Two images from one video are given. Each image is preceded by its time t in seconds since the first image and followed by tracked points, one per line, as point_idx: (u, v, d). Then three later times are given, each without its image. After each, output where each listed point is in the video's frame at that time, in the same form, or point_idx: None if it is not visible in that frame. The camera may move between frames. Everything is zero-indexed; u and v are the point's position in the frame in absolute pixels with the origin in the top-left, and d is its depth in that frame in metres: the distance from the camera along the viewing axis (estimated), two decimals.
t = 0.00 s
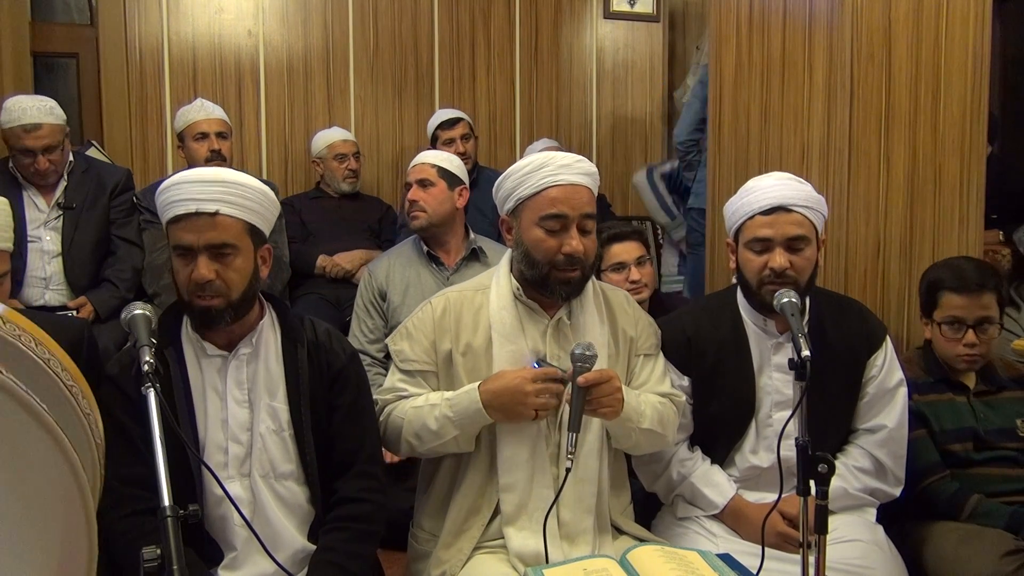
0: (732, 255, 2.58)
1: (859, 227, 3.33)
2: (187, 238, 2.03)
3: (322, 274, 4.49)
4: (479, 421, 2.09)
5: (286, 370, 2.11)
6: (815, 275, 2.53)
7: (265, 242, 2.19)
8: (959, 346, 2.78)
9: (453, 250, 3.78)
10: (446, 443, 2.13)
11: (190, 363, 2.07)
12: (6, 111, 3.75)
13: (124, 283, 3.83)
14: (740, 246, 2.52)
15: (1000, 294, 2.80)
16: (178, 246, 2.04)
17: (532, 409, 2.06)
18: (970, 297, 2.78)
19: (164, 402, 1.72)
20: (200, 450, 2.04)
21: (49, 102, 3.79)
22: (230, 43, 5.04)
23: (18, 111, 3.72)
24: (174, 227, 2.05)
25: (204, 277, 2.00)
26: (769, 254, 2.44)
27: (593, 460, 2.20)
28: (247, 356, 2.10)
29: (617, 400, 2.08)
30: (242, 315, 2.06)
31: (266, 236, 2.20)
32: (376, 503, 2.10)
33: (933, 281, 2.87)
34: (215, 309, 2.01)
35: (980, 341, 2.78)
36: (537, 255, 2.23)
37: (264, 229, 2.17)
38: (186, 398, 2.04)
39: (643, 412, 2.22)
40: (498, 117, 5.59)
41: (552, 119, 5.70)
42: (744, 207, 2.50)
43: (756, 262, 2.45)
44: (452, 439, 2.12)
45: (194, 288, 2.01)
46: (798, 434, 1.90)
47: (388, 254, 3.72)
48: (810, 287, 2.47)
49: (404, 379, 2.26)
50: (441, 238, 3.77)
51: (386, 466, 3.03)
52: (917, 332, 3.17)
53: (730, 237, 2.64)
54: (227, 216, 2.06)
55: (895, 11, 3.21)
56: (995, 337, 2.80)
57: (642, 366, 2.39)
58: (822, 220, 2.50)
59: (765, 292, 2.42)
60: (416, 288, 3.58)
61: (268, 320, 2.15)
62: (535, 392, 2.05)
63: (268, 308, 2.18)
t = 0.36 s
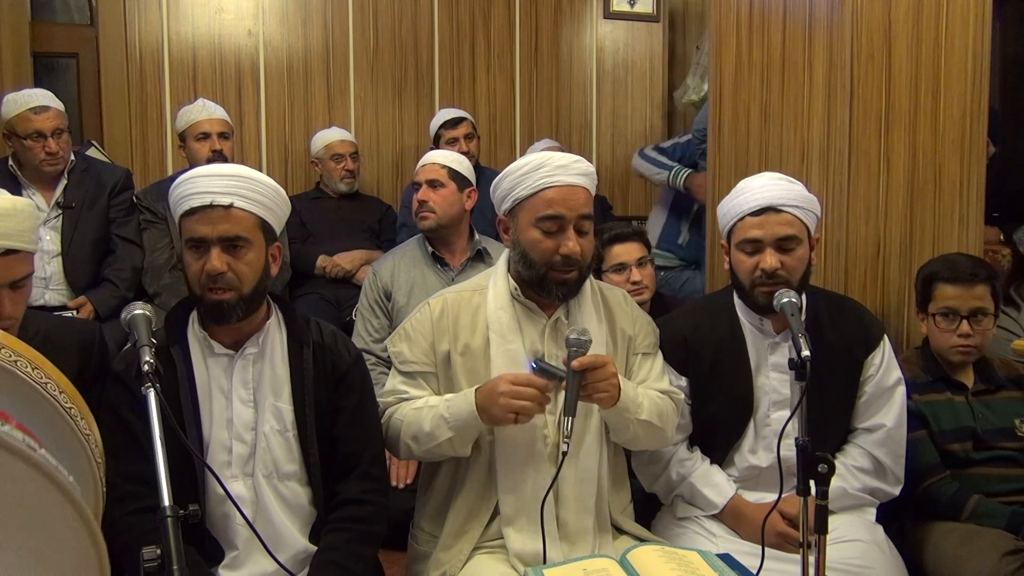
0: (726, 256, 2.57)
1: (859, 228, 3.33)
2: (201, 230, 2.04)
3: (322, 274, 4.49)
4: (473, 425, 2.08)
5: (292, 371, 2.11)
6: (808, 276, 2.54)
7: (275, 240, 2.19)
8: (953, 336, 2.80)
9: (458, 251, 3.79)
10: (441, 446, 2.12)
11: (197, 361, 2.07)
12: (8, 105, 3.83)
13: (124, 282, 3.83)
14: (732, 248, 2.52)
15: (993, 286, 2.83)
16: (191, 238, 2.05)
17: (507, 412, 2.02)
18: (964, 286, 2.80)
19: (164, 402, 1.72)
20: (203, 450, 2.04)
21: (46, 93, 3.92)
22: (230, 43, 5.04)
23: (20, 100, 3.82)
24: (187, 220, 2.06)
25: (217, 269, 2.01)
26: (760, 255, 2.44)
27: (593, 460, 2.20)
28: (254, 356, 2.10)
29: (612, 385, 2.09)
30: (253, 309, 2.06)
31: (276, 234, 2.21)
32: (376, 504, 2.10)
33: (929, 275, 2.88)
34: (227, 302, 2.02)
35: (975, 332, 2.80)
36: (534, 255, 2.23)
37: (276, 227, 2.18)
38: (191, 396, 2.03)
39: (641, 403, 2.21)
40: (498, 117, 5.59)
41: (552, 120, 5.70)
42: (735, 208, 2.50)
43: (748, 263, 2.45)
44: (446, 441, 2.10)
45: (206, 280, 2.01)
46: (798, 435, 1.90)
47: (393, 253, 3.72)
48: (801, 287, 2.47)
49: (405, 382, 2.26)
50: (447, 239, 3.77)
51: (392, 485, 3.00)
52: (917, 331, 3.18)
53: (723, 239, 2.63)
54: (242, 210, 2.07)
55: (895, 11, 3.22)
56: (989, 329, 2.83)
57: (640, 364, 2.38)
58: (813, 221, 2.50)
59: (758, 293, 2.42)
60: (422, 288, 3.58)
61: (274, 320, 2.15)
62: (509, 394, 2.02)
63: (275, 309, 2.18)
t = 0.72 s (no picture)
0: (720, 258, 2.58)
1: (859, 228, 3.32)
2: (208, 227, 2.04)
3: (322, 275, 4.49)
4: (491, 436, 2.07)
5: (295, 372, 2.11)
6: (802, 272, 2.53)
7: (280, 239, 2.20)
8: (954, 331, 2.81)
9: (455, 251, 3.78)
10: (455, 452, 2.12)
11: (200, 361, 2.07)
12: (13, 107, 3.83)
13: (123, 282, 3.83)
14: (726, 249, 2.52)
15: (993, 283, 2.85)
16: (198, 236, 2.05)
17: (526, 421, 2.00)
18: (965, 280, 2.82)
19: (164, 402, 1.72)
20: (206, 450, 2.04)
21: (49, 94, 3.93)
22: (230, 43, 5.04)
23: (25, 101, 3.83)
24: (194, 217, 2.06)
25: (224, 266, 2.01)
26: (753, 258, 2.45)
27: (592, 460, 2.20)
28: (258, 356, 2.10)
29: (599, 384, 2.09)
30: (258, 308, 2.06)
31: (283, 234, 2.22)
32: (377, 504, 2.10)
33: (930, 271, 2.91)
34: (233, 300, 2.02)
35: (975, 327, 2.81)
36: (530, 255, 2.23)
37: (281, 226, 2.19)
38: (194, 395, 2.03)
39: (636, 403, 2.21)
40: (498, 117, 5.60)
41: (553, 119, 5.70)
42: (726, 211, 2.50)
43: (741, 266, 2.45)
44: (462, 449, 2.11)
45: (213, 277, 2.01)
46: (798, 435, 1.90)
47: (389, 255, 3.73)
48: (796, 286, 2.47)
49: (415, 383, 2.25)
50: (444, 239, 3.76)
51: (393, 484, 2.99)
52: (917, 329, 3.19)
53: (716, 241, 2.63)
54: (249, 207, 2.07)
55: (895, 11, 3.24)
56: (989, 325, 2.83)
57: (639, 362, 2.39)
58: (805, 220, 2.49)
59: (752, 296, 2.42)
60: (419, 288, 3.59)
61: (278, 320, 2.15)
62: (529, 403, 2.00)
63: (278, 309, 2.18)
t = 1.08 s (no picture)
0: (720, 259, 2.57)
1: (858, 228, 3.31)
2: (213, 229, 2.04)
3: (322, 274, 4.49)
4: (488, 435, 2.07)
5: (297, 373, 2.11)
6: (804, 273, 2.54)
7: (285, 240, 2.20)
8: (956, 330, 2.81)
9: (452, 251, 3.76)
10: (452, 452, 2.11)
11: (202, 361, 2.07)
12: (18, 109, 3.81)
13: (123, 282, 3.84)
14: (727, 250, 2.52)
15: (994, 282, 2.85)
16: (203, 237, 2.05)
17: (521, 419, 1.98)
18: (966, 280, 2.83)
19: (164, 402, 1.73)
20: (207, 450, 2.04)
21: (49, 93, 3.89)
22: (230, 43, 5.04)
23: (26, 103, 3.80)
24: (199, 218, 2.06)
25: (229, 267, 2.01)
26: (755, 258, 2.44)
27: (592, 461, 2.20)
28: (259, 357, 2.10)
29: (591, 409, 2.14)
30: (262, 308, 2.06)
31: (286, 234, 2.22)
32: (377, 505, 2.10)
33: (932, 270, 2.92)
34: (237, 300, 2.02)
35: (977, 326, 2.81)
36: (523, 260, 2.24)
37: (286, 227, 2.19)
38: (195, 395, 2.03)
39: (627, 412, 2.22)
40: (498, 117, 5.60)
41: (552, 119, 5.71)
42: (728, 212, 2.50)
43: (743, 266, 2.45)
44: (458, 449, 2.10)
45: (218, 278, 2.01)
46: (798, 435, 1.90)
47: (387, 255, 3.73)
48: (797, 286, 2.47)
49: (414, 384, 2.24)
50: (444, 240, 3.74)
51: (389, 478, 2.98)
52: (917, 330, 3.21)
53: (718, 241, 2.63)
54: (254, 208, 2.08)
55: (895, 12, 3.24)
56: (991, 324, 2.83)
57: (642, 366, 2.39)
58: (806, 221, 2.50)
59: (755, 295, 2.42)
60: (415, 288, 3.59)
61: (280, 321, 2.15)
62: (523, 401, 1.97)
63: (281, 310, 2.18)
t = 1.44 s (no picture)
0: (731, 258, 2.57)
1: (859, 227, 3.32)
2: (207, 229, 2.04)
3: (322, 274, 4.49)
4: (482, 436, 2.07)
5: (294, 373, 2.11)
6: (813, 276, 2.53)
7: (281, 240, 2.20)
8: (956, 330, 2.81)
9: (452, 251, 3.75)
10: (447, 452, 2.11)
11: (199, 363, 2.07)
12: (15, 110, 3.82)
13: (124, 282, 3.84)
14: (738, 249, 2.52)
15: (994, 282, 2.86)
16: (198, 237, 2.05)
17: (514, 420, 1.97)
18: (966, 280, 2.82)
19: (164, 402, 1.73)
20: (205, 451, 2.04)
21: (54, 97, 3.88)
22: (230, 43, 5.04)
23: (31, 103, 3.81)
24: (193, 219, 2.06)
25: (224, 268, 2.01)
26: (768, 257, 2.44)
27: (590, 462, 2.20)
28: (257, 358, 2.10)
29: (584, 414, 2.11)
30: (258, 309, 2.06)
31: (281, 233, 2.21)
32: (377, 505, 2.10)
33: (932, 270, 2.92)
34: (233, 301, 2.02)
35: (977, 326, 2.82)
36: (522, 259, 2.24)
37: (282, 226, 2.19)
38: (193, 396, 2.04)
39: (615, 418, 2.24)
40: (498, 117, 5.60)
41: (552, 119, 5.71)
42: (743, 210, 2.50)
43: (755, 265, 2.45)
44: (453, 449, 2.10)
45: (213, 278, 2.01)
46: (798, 434, 1.90)
47: (387, 254, 3.73)
48: (808, 289, 2.47)
49: (411, 384, 2.25)
50: (447, 241, 3.73)
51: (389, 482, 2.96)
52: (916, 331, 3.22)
53: (728, 240, 2.63)
54: (249, 208, 2.08)
55: (895, 11, 3.24)
56: (991, 324, 2.83)
57: (635, 364, 2.39)
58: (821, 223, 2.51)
59: (765, 296, 2.42)
60: (415, 289, 3.59)
61: (277, 321, 2.15)
62: (517, 401, 1.96)
63: (278, 310, 2.17)
